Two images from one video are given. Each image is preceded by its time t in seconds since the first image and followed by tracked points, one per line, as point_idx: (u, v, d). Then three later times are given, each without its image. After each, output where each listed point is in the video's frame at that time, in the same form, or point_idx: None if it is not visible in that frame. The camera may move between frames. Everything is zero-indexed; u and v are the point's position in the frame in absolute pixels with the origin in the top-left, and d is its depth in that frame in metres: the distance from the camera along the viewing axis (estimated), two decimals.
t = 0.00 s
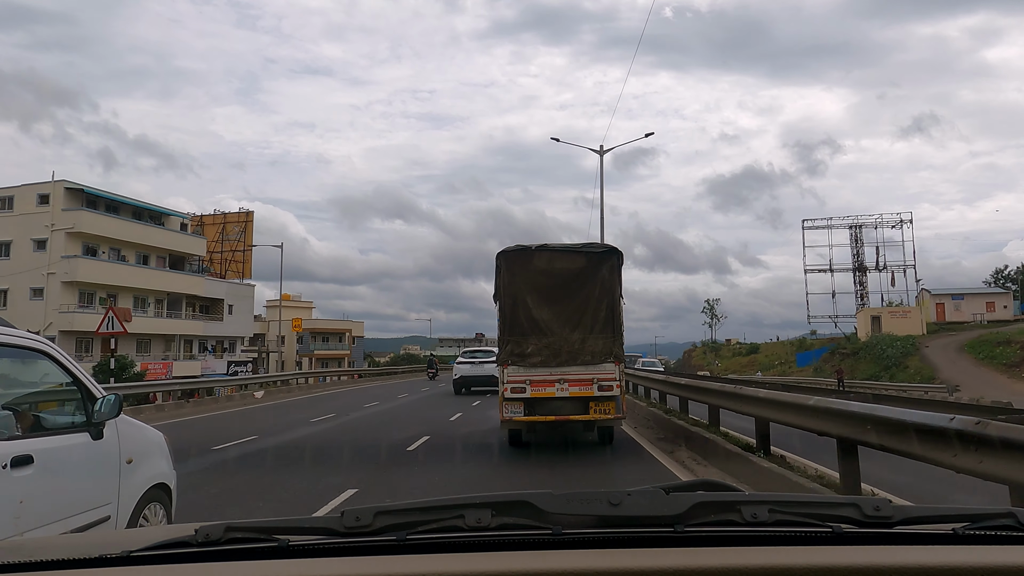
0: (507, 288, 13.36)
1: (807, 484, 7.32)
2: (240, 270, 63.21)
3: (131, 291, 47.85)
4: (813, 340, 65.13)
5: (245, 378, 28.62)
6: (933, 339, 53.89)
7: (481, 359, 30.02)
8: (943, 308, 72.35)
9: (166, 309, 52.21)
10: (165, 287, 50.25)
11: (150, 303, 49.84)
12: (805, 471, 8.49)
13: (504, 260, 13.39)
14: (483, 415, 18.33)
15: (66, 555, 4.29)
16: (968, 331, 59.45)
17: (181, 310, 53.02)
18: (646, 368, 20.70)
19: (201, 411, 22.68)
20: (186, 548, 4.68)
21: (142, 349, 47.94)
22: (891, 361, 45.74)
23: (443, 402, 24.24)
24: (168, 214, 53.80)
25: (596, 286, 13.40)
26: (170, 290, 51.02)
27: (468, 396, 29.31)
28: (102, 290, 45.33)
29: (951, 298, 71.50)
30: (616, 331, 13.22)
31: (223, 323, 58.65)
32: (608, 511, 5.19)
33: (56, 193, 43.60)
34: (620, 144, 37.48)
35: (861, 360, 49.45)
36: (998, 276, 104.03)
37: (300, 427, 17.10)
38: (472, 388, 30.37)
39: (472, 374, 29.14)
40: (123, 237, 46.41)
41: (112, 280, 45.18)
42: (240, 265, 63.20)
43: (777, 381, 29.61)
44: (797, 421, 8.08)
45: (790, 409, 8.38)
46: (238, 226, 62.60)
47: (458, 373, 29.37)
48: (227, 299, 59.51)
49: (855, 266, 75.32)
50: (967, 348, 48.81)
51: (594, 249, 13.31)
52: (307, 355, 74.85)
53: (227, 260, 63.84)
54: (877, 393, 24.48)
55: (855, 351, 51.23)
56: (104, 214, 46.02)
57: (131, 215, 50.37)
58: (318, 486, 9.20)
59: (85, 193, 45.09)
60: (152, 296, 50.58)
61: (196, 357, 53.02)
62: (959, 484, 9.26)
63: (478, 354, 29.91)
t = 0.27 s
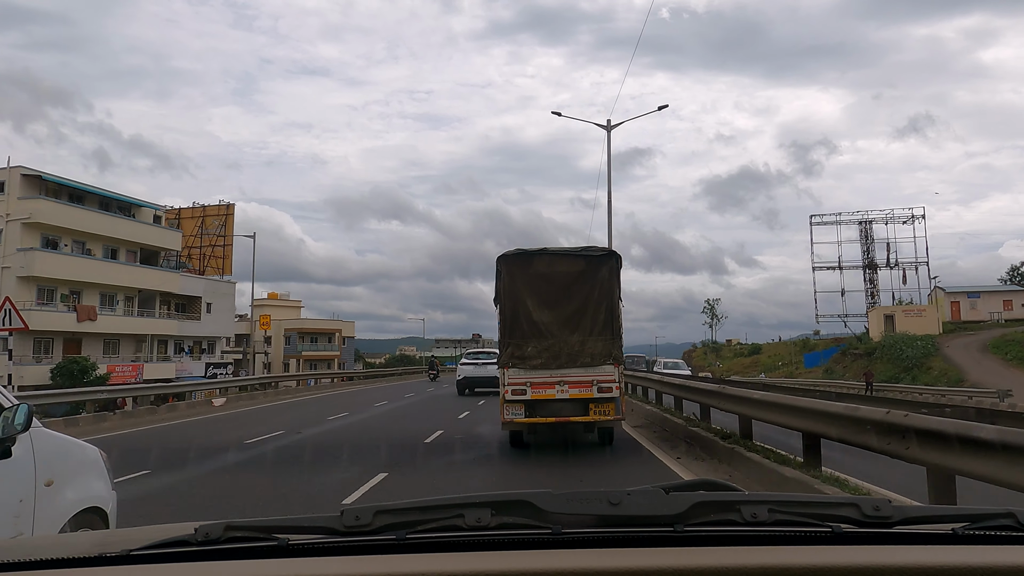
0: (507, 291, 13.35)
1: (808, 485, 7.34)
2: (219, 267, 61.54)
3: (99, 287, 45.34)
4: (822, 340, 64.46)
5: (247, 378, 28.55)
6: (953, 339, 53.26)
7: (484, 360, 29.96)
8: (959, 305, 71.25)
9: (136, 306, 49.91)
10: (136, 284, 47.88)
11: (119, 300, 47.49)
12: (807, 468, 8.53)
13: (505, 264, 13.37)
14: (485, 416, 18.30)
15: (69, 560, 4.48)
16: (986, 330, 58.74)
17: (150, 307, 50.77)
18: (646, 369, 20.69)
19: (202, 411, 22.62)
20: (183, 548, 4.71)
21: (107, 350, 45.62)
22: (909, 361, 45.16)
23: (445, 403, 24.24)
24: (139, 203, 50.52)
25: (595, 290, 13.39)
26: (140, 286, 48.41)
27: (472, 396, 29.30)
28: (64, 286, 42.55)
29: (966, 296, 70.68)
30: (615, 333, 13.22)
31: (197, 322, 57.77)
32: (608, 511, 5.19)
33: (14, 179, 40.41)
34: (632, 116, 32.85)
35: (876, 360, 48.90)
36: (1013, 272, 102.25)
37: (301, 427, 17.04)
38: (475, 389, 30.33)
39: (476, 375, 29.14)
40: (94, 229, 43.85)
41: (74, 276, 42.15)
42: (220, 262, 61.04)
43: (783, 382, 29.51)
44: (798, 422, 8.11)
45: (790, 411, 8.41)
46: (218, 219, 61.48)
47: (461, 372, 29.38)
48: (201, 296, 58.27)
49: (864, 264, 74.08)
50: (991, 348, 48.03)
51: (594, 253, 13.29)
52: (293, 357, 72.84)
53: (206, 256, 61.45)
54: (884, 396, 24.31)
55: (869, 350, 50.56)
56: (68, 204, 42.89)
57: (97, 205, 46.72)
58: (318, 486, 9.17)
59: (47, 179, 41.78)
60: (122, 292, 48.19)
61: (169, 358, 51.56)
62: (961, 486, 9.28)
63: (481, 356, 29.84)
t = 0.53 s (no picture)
0: (508, 292, 13.38)
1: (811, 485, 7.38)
2: (195, 261, 56.90)
3: (57, 281, 43.36)
4: (829, 339, 63.89)
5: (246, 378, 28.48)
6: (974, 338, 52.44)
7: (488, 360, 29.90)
8: (974, 303, 70.05)
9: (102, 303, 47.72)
10: (100, 277, 45.73)
11: (81, 296, 45.35)
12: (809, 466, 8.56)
13: (506, 265, 13.41)
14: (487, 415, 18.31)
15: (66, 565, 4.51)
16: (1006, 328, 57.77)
17: (119, 305, 48.57)
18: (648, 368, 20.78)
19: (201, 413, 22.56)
20: (182, 550, 4.71)
21: (67, 350, 43.69)
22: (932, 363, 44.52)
23: (447, 403, 24.22)
24: (106, 193, 48.35)
25: (595, 290, 13.39)
26: (105, 281, 46.27)
27: (475, 396, 29.31)
28: (16, 279, 40.73)
29: (983, 292, 69.78)
30: (615, 334, 13.23)
31: (171, 320, 54.18)
32: (608, 511, 5.20)
33: None
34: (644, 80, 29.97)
35: (891, 361, 48.38)
36: None
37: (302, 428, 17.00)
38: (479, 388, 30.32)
39: (479, 375, 29.18)
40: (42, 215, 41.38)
41: (25, 268, 40.18)
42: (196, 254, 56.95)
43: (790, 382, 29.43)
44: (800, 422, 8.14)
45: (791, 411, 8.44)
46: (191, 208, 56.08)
47: (464, 373, 29.49)
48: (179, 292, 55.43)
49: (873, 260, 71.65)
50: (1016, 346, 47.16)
51: (593, 255, 13.30)
52: (277, 356, 70.39)
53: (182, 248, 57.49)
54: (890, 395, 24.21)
55: (882, 349, 49.99)
56: (22, 190, 40.84)
57: (56, 193, 44.60)
58: (318, 486, 9.16)
59: None
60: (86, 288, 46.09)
61: (139, 359, 49.05)
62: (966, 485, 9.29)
63: (485, 356, 29.82)
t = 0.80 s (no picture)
0: (509, 292, 13.39)
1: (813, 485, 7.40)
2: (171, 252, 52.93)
3: (9, 274, 40.63)
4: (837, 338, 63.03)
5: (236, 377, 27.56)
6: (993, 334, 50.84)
7: (492, 360, 29.93)
8: (991, 298, 67.41)
9: (60, 296, 44.89)
10: (57, 269, 42.72)
11: (36, 289, 42.48)
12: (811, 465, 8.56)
13: (506, 266, 13.41)
14: (486, 415, 18.25)
15: (65, 567, 4.51)
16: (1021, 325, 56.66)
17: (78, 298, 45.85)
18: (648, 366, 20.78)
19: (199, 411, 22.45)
20: (182, 548, 4.70)
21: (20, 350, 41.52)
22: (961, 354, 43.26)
23: (448, 403, 24.12)
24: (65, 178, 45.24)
25: (594, 290, 13.39)
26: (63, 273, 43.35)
27: (477, 394, 29.27)
28: None
29: (1000, 286, 66.89)
30: (615, 333, 13.24)
31: (140, 314, 52.03)
32: (608, 511, 5.19)
33: None
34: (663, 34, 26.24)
35: (908, 358, 47.19)
36: None
37: (302, 428, 16.92)
38: (482, 387, 30.29)
39: (481, 373, 29.16)
40: (2, 207, 37.91)
41: None
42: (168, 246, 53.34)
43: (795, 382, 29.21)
44: (801, 421, 8.15)
45: (792, 410, 8.45)
46: (165, 196, 52.25)
47: (467, 371, 29.47)
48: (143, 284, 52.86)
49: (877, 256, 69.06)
50: None
51: (592, 255, 13.29)
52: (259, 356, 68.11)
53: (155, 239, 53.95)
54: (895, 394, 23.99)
55: (895, 348, 49.04)
56: None
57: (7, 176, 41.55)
58: (316, 486, 9.13)
59: None
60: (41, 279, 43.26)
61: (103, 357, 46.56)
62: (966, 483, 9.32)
63: (489, 354, 29.90)
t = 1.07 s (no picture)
0: (511, 292, 13.39)
1: (812, 484, 7.46)
2: (135, 242, 49.03)
3: None
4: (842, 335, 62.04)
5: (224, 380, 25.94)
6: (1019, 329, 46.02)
7: (495, 359, 29.91)
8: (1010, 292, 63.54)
9: (11, 289, 42.25)
10: (8, 260, 40.02)
11: None
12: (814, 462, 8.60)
13: (508, 266, 13.42)
14: (487, 415, 18.22)
15: (65, 567, 4.50)
16: None
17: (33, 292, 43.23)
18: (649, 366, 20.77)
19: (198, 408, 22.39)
20: (182, 549, 4.67)
21: None
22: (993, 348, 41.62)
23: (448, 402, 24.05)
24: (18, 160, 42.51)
25: (596, 290, 13.38)
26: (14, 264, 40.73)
27: (479, 393, 29.21)
28: None
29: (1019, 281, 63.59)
30: (615, 332, 13.23)
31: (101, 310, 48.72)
32: (608, 511, 5.19)
33: None
34: None
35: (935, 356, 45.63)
36: None
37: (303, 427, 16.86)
38: (484, 386, 30.23)
39: (484, 372, 29.12)
40: None
41: None
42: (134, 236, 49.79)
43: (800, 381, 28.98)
44: (803, 419, 8.18)
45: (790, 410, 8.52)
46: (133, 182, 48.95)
47: (471, 370, 29.42)
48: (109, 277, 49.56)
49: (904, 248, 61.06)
50: None
51: (594, 254, 13.27)
52: (244, 355, 66.16)
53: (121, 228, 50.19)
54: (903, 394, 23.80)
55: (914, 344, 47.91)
56: None
57: None
58: (315, 486, 9.11)
59: None
60: None
61: (60, 356, 44.85)
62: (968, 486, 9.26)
63: (492, 354, 29.88)
